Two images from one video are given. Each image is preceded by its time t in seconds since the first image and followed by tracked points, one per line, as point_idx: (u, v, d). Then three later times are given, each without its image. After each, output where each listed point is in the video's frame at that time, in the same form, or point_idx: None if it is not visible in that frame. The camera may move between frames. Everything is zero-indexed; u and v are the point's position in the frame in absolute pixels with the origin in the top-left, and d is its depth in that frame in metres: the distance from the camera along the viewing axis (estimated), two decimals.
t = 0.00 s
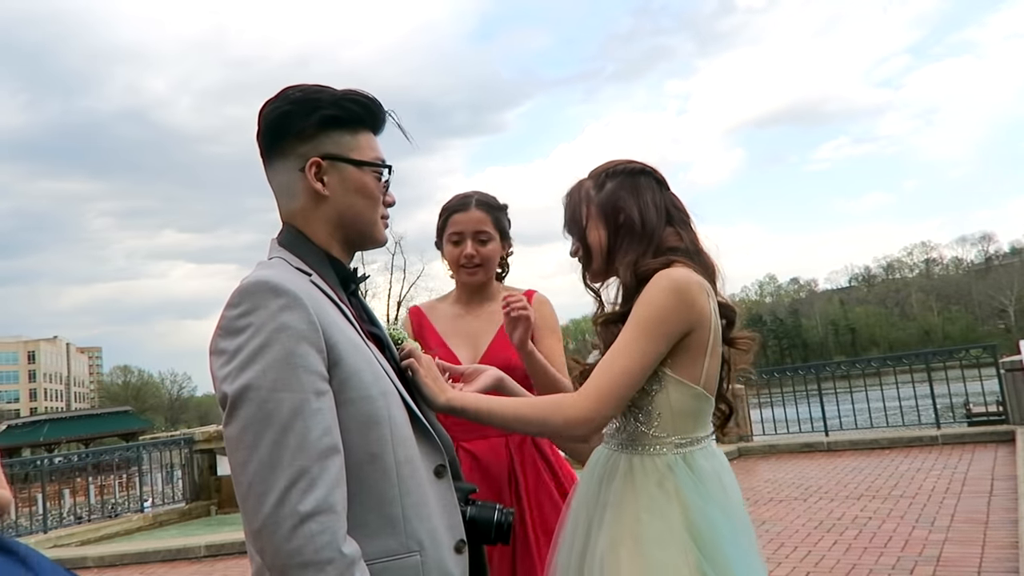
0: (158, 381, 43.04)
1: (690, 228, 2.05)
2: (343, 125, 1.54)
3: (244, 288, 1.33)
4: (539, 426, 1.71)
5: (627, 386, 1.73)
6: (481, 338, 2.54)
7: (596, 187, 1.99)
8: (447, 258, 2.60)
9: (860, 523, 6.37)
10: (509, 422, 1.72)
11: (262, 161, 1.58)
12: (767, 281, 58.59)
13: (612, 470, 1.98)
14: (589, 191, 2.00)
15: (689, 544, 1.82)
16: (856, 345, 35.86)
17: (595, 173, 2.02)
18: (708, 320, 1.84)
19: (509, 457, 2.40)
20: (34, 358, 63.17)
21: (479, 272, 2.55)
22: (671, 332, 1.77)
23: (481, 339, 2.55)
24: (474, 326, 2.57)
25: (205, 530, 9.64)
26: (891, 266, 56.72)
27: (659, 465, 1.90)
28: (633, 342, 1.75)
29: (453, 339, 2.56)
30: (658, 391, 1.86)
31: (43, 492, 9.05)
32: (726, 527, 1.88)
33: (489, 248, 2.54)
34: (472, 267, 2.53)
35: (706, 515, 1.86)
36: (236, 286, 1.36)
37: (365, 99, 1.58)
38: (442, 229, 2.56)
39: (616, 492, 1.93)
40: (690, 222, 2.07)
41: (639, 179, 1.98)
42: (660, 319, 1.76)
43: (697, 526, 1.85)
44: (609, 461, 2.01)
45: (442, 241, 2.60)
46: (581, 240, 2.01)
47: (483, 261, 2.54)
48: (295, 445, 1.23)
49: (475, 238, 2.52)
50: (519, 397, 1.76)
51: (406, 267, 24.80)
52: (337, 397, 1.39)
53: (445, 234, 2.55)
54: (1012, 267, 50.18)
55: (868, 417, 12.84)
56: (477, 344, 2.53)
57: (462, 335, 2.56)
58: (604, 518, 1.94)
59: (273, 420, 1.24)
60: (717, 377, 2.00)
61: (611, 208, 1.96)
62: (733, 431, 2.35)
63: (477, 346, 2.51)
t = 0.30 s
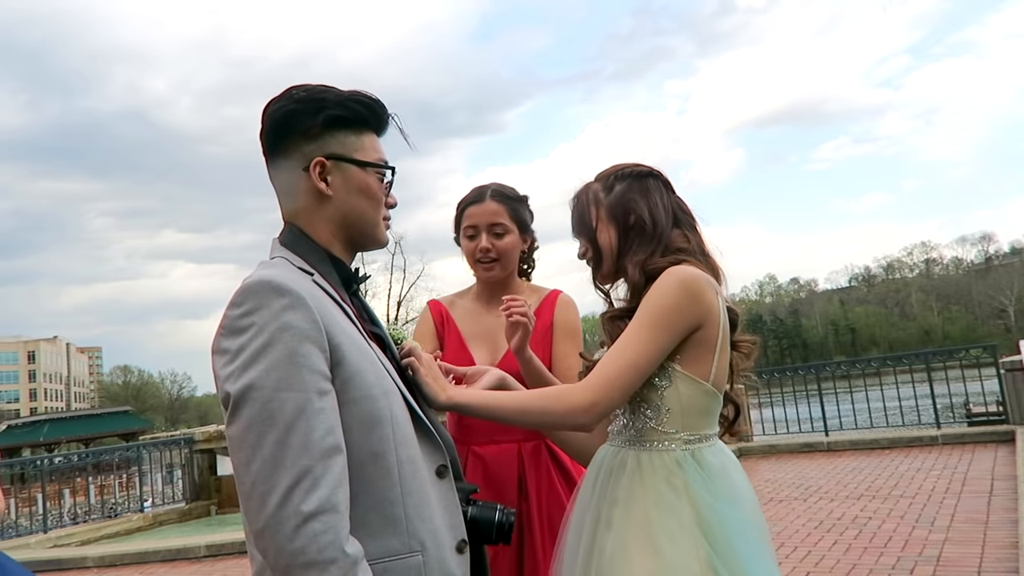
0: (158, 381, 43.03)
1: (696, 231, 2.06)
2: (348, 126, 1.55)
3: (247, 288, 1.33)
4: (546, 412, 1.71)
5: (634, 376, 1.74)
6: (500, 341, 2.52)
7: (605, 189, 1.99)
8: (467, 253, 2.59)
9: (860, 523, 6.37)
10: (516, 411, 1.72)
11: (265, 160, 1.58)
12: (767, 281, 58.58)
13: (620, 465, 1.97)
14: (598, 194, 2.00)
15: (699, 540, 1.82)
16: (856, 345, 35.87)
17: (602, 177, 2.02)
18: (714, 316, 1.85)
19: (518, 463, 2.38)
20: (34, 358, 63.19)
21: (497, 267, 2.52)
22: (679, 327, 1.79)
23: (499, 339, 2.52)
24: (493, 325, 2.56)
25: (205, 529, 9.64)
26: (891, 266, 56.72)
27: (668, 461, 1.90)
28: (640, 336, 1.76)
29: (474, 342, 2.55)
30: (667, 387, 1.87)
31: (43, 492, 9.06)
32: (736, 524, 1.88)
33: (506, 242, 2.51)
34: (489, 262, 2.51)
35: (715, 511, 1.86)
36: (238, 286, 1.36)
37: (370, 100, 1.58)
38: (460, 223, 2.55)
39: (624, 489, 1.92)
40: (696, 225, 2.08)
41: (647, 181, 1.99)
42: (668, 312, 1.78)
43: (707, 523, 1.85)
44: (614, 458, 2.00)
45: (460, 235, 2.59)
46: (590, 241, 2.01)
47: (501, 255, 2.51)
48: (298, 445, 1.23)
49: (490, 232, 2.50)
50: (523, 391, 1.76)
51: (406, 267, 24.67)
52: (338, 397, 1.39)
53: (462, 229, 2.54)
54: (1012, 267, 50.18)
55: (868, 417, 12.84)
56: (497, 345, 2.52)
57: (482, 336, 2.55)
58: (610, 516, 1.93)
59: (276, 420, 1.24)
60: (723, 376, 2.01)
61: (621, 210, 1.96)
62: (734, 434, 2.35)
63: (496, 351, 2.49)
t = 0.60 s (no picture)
0: (158, 381, 43.04)
1: (699, 230, 2.06)
2: (350, 126, 1.55)
3: (249, 287, 1.33)
4: (548, 411, 1.71)
5: (635, 375, 1.74)
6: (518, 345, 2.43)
7: (608, 189, 1.99)
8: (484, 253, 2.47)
9: (860, 523, 6.38)
10: (519, 409, 1.72)
11: (268, 158, 1.58)
12: (767, 281, 58.58)
13: (625, 466, 1.96)
14: (602, 194, 1.99)
15: (703, 541, 1.82)
16: (856, 345, 35.88)
17: (605, 176, 2.02)
18: (718, 317, 1.85)
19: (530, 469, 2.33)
20: (35, 359, 63.21)
21: (515, 267, 2.40)
22: (682, 327, 1.79)
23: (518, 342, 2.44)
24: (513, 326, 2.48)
25: (205, 530, 9.65)
26: (891, 266, 56.77)
27: (671, 462, 1.90)
28: (643, 336, 1.76)
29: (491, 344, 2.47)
30: (671, 387, 1.86)
31: (43, 492, 9.06)
32: (739, 524, 1.88)
33: (523, 240, 2.38)
34: (506, 262, 2.39)
35: (719, 511, 1.86)
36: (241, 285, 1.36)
37: (372, 101, 1.58)
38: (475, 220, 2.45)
39: (627, 489, 1.92)
40: (698, 224, 2.08)
41: (651, 181, 1.99)
42: (671, 313, 1.78)
43: (711, 524, 1.85)
44: (617, 459, 2.00)
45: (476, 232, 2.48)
46: (594, 240, 2.01)
47: (519, 254, 2.38)
48: (300, 445, 1.23)
49: (506, 229, 2.38)
50: (524, 389, 1.77)
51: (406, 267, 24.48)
52: (340, 396, 1.39)
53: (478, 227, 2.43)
54: (1012, 267, 50.16)
55: (868, 417, 12.85)
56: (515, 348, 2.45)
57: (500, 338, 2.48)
58: (613, 516, 1.93)
59: (278, 419, 1.24)
60: (726, 377, 2.01)
61: (625, 209, 1.96)
62: (735, 434, 2.36)
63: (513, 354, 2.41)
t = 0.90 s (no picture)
0: (158, 381, 43.03)
1: (698, 229, 2.06)
2: (351, 126, 1.55)
3: (251, 286, 1.34)
4: (548, 411, 1.71)
5: (635, 375, 1.75)
6: (528, 351, 2.44)
7: (607, 189, 1.99)
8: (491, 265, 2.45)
9: (860, 523, 6.38)
10: (519, 410, 1.71)
11: (269, 158, 1.58)
12: (767, 281, 58.54)
13: (626, 467, 1.97)
14: (601, 194, 2.00)
15: (703, 541, 1.82)
16: (856, 345, 35.86)
17: (604, 176, 2.02)
18: (718, 317, 1.85)
19: (534, 474, 2.33)
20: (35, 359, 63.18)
21: (521, 281, 2.38)
22: (682, 328, 1.79)
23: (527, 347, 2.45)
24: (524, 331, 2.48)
25: (205, 530, 9.65)
26: (891, 266, 56.77)
27: (672, 463, 1.91)
28: (643, 336, 1.77)
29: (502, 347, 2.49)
30: (672, 389, 1.86)
31: (43, 492, 9.06)
32: (740, 524, 1.89)
33: (528, 255, 2.34)
34: (512, 278, 2.37)
35: (720, 512, 1.87)
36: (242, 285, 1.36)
37: (373, 101, 1.58)
38: (479, 232, 2.41)
39: (628, 490, 1.93)
40: (698, 223, 2.08)
41: (650, 180, 1.99)
42: (671, 314, 1.78)
43: (711, 524, 1.85)
44: (618, 459, 2.00)
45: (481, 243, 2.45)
46: (593, 240, 2.01)
47: (524, 270, 2.36)
48: (302, 444, 1.23)
49: (509, 246, 2.34)
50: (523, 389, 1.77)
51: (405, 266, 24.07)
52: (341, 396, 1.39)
53: (481, 241, 2.40)
54: (1012, 267, 50.15)
55: (868, 417, 12.85)
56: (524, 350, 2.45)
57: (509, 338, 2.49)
58: (614, 517, 1.94)
59: (280, 419, 1.24)
60: (728, 377, 2.01)
61: (625, 209, 1.96)
62: (736, 433, 2.36)
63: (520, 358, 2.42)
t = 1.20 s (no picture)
0: (157, 381, 43.02)
1: (697, 229, 2.06)
2: (351, 126, 1.55)
3: (251, 286, 1.34)
4: (548, 411, 1.71)
5: (636, 375, 1.75)
6: (526, 350, 2.44)
7: (606, 190, 1.99)
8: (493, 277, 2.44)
9: (860, 523, 6.38)
10: (520, 411, 1.71)
11: (269, 158, 1.58)
12: (767, 281, 58.50)
13: (626, 467, 1.97)
14: (600, 195, 1.99)
15: (703, 542, 1.82)
16: (856, 345, 35.83)
17: (603, 177, 2.02)
18: (719, 318, 1.85)
19: (527, 477, 2.32)
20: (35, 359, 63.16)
21: (524, 296, 2.39)
22: (683, 329, 1.79)
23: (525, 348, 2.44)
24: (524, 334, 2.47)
25: (205, 530, 9.65)
26: (891, 266, 56.75)
27: (673, 464, 1.91)
28: (644, 336, 1.77)
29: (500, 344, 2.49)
30: (672, 390, 1.86)
31: (43, 491, 9.07)
32: (740, 525, 1.88)
33: (530, 274, 2.33)
34: (515, 295, 2.37)
35: (720, 513, 1.87)
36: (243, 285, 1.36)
37: (373, 101, 1.58)
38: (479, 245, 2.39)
39: (628, 491, 1.93)
40: (697, 223, 2.08)
41: (649, 181, 2.00)
42: (672, 315, 1.78)
43: (711, 525, 1.85)
44: (619, 460, 2.00)
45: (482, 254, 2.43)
46: (594, 242, 2.00)
47: (526, 287, 2.35)
48: (303, 444, 1.23)
49: (511, 266, 2.33)
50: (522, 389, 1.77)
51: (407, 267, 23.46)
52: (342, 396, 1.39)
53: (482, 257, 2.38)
54: (1012, 267, 50.11)
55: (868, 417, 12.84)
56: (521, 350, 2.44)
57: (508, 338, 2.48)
58: (614, 518, 1.94)
59: (281, 419, 1.24)
60: (728, 379, 2.01)
61: (625, 210, 1.96)
62: (736, 433, 2.35)
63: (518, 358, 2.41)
